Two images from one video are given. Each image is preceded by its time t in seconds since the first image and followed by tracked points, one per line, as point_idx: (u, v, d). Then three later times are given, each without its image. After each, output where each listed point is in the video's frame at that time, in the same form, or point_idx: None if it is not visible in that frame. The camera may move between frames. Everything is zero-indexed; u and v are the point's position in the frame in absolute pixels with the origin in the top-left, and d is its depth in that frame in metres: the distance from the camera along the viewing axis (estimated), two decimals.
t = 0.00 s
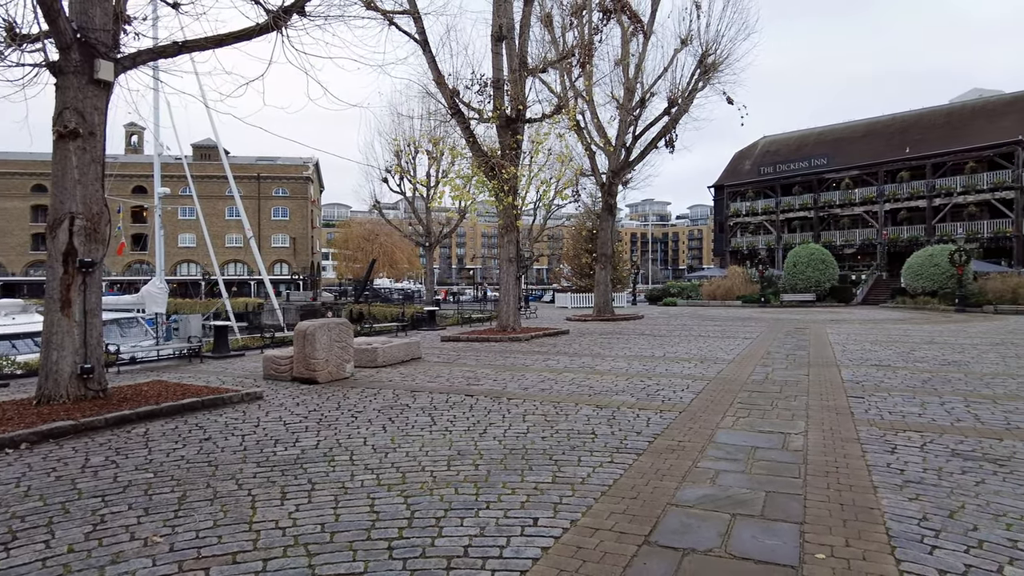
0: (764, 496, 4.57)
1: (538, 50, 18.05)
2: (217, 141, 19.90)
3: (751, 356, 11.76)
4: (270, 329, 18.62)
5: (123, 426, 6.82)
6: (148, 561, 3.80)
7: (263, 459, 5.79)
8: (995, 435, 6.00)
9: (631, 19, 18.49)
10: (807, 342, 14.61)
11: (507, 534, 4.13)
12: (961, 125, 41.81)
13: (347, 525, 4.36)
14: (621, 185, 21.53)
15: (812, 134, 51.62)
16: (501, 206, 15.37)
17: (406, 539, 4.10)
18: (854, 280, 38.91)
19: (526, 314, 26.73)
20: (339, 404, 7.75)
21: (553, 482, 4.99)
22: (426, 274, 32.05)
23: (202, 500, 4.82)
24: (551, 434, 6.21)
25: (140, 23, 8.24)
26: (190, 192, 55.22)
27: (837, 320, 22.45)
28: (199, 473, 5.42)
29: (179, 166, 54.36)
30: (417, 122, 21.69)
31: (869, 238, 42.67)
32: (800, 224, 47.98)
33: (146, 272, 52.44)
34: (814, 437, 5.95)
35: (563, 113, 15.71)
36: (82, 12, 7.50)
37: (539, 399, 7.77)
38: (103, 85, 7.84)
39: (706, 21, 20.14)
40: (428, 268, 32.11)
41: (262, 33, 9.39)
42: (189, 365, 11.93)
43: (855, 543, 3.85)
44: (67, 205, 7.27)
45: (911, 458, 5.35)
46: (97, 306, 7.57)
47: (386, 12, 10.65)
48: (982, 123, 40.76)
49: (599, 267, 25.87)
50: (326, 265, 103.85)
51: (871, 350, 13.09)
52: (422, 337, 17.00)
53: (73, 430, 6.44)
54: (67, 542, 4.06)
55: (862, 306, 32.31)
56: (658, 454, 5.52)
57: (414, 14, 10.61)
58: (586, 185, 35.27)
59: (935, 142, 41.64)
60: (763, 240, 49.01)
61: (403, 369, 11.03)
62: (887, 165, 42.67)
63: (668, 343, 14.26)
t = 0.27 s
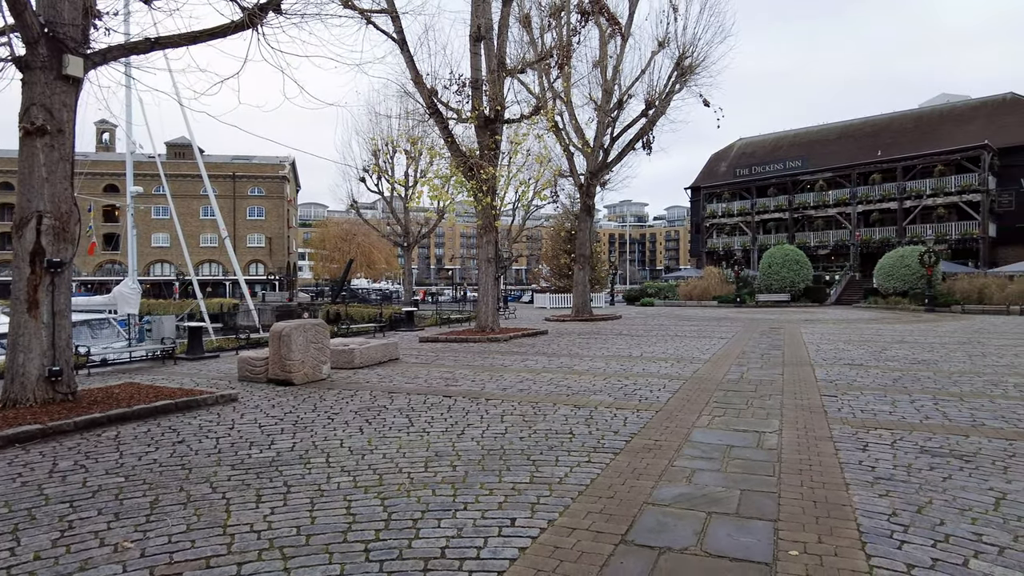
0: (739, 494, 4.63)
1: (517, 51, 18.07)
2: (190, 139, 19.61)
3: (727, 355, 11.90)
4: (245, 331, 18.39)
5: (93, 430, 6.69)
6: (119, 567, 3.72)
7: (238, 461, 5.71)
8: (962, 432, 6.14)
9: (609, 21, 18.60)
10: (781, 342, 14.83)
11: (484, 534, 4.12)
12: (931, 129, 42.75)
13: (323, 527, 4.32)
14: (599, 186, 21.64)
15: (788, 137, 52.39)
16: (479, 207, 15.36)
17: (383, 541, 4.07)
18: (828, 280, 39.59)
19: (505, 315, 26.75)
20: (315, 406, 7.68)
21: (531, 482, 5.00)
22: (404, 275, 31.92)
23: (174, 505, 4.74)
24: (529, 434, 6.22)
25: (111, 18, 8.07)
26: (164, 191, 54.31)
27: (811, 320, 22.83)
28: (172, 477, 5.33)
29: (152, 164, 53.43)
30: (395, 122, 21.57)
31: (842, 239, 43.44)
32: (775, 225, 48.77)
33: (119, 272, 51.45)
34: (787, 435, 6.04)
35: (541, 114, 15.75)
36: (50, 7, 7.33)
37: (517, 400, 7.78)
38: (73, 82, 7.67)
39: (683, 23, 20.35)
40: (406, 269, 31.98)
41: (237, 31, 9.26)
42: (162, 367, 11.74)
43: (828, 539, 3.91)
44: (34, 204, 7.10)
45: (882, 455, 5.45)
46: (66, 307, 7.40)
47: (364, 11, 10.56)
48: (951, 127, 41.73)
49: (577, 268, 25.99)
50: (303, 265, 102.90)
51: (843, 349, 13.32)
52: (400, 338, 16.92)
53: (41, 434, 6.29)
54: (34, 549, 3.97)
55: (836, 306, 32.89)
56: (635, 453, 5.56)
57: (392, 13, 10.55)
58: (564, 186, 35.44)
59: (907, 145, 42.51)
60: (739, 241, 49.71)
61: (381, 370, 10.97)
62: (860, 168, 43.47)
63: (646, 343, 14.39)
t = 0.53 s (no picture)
0: (715, 493, 4.67)
1: (496, 52, 18.06)
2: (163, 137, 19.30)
3: (703, 355, 12.02)
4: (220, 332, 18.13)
5: (62, 433, 6.54)
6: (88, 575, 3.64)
7: (213, 465, 5.63)
8: (931, 429, 6.27)
9: (588, 23, 18.69)
10: (757, 341, 15.02)
11: (462, 536, 4.11)
12: (903, 132, 43.62)
13: (299, 530, 4.28)
14: (578, 187, 21.71)
15: (765, 139, 53.07)
16: (459, 207, 15.32)
17: (360, 543, 4.04)
18: (802, 281, 40.20)
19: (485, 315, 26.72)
20: (292, 408, 7.59)
21: (509, 483, 4.99)
22: (382, 275, 31.73)
23: (147, 509, 4.65)
24: (508, 435, 6.22)
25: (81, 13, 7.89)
26: (138, 190, 53.33)
27: (787, 320, 23.14)
28: (144, 481, 5.23)
29: (125, 163, 52.45)
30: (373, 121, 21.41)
31: (817, 240, 44.13)
32: (751, 226, 49.35)
33: (90, 273, 50.42)
34: (763, 434, 6.11)
35: (521, 115, 15.76)
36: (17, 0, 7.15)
37: (496, 400, 7.77)
38: (41, 77, 7.49)
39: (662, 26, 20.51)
40: (384, 269, 31.78)
41: (212, 28, 9.11)
42: (135, 369, 11.53)
43: (802, 537, 3.96)
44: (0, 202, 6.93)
45: (855, 453, 5.54)
46: (34, 308, 7.24)
47: (342, 10, 10.46)
48: (923, 130, 42.62)
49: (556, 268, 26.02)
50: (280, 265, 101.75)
51: (818, 348, 13.54)
52: (379, 339, 16.81)
53: (8, 438, 6.13)
54: None
55: (811, 306, 33.41)
56: (614, 452, 5.58)
57: (371, 11, 10.46)
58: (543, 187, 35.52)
59: (880, 148, 43.32)
60: (716, 242, 50.28)
61: (359, 371, 10.89)
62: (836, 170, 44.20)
63: (624, 343, 14.48)
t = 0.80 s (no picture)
0: (693, 493, 4.71)
1: (476, 53, 18.06)
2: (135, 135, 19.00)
3: (681, 356, 12.13)
4: (196, 334, 17.91)
5: (32, 438, 6.38)
6: None
7: (187, 469, 5.54)
8: (903, 428, 6.40)
9: (568, 24, 18.76)
10: (734, 342, 15.19)
11: (440, 538, 4.09)
12: (877, 136, 44.45)
13: (276, 534, 4.23)
14: (558, 188, 21.77)
15: (742, 142, 53.71)
16: (439, 208, 15.28)
17: (338, 547, 4.01)
18: (779, 282, 40.77)
19: (464, 316, 26.71)
20: (268, 411, 7.50)
21: (488, 484, 4.99)
22: (361, 276, 31.56)
23: (119, 515, 4.56)
24: (487, 436, 6.21)
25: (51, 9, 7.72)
26: (111, 190, 52.36)
27: (763, 321, 23.46)
28: (117, 486, 5.13)
29: (98, 161, 51.47)
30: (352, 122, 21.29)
31: (792, 242, 44.61)
32: (728, 228, 49.75)
33: (61, 273, 49.39)
34: (740, 434, 6.17)
35: (500, 116, 15.78)
36: None
37: (476, 402, 7.76)
38: (9, 74, 7.31)
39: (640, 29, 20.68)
40: (363, 271, 31.56)
41: (187, 26, 8.96)
42: (108, 372, 11.33)
43: (778, 535, 4.01)
44: None
45: (830, 452, 5.63)
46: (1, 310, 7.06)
47: (321, 9, 10.37)
48: (896, 134, 43.47)
49: (535, 269, 26.10)
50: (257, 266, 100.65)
51: (793, 349, 13.77)
52: (358, 341, 16.71)
53: None
54: None
55: (787, 307, 33.91)
56: (592, 453, 5.61)
57: (350, 11, 10.38)
58: (523, 188, 35.63)
59: (855, 151, 44.10)
60: (694, 243, 50.75)
61: (337, 373, 10.82)
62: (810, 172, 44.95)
63: (604, 344, 14.57)
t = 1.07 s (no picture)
0: (669, 494, 4.74)
1: (455, 55, 18.05)
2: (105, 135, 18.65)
3: (658, 358, 12.22)
4: (169, 338, 17.62)
5: None
6: None
7: (160, 474, 5.44)
8: (875, 428, 6.52)
9: (546, 28, 18.84)
10: (711, 344, 15.36)
11: (416, 542, 4.06)
12: (850, 140, 45.31)
13: (250, 540, 4.17)
14: (537, 191, 21.84)
15: (720, 145, 54.35)
16: (418, 210, 15.24)
17: (313, 552, 3.96)
18: (755, 284, 41.32)
19: (444, 319, 26.65)
20: (244, 414, 7.41)
21: (466, 487, 4.97)
22: (339, 279, 31.34)
23: (88, 522, 4.46)
24: (465, 439, 6.20)
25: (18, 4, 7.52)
26: (82, 190, 51.30)
27: (739, 322, 23.77)
28: (86, 493, 5.01)
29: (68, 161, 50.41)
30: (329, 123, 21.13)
31: (768, 245, 45.16)
32: (705, 230, 50.20)
33: (30, 275, 48.24)
34: (716, 435, 6.24)
35: (479, 119, 15.80)
36: None
37: (454, 404, 7.74)
38: None
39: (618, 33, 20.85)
40: (341, 272, 31.32)
41: (161, 24, 8.80)
42: (78, 376, 11.09)
43: (753, 535, 4.05)
44: None
45: (804, 452, 5.71)
46: None
47: (299, 9, 10.28)
48: (869, 139, 44.33)
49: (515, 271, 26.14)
50: (232, 268, 99.38)
51: (768, 350, 13.96)
52: (335, 343, 16.58)
53: None
54: None
55: (764, 309, 34.36)
56: (570, 455, 5.62)
57: (328, 11, 10.31)
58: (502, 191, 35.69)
59: (829, 155, 44.89)
60: (671, 246, 51.18)
61: (314, 377, 10.73)
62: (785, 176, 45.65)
63: (582, 346, 14.65)
